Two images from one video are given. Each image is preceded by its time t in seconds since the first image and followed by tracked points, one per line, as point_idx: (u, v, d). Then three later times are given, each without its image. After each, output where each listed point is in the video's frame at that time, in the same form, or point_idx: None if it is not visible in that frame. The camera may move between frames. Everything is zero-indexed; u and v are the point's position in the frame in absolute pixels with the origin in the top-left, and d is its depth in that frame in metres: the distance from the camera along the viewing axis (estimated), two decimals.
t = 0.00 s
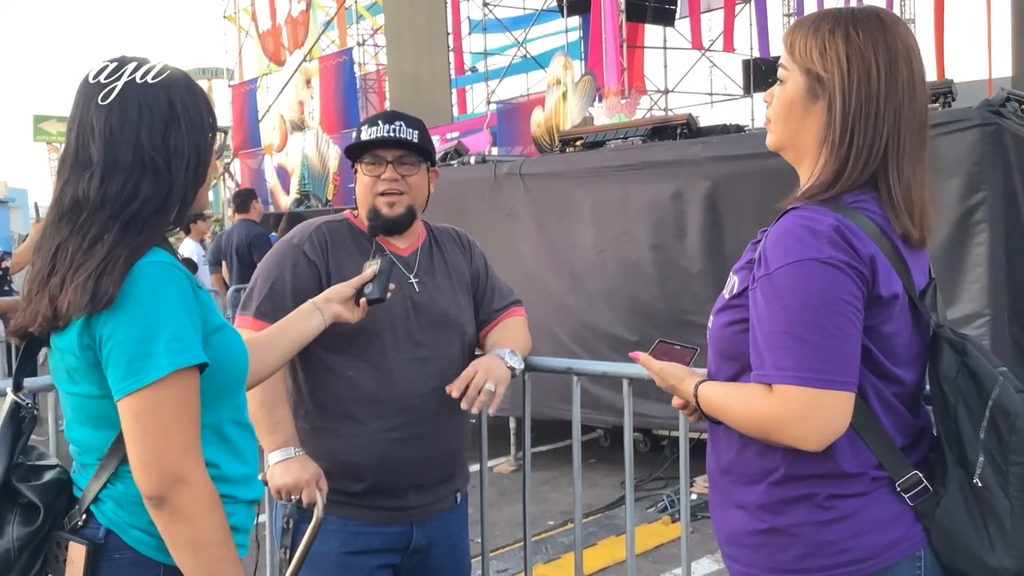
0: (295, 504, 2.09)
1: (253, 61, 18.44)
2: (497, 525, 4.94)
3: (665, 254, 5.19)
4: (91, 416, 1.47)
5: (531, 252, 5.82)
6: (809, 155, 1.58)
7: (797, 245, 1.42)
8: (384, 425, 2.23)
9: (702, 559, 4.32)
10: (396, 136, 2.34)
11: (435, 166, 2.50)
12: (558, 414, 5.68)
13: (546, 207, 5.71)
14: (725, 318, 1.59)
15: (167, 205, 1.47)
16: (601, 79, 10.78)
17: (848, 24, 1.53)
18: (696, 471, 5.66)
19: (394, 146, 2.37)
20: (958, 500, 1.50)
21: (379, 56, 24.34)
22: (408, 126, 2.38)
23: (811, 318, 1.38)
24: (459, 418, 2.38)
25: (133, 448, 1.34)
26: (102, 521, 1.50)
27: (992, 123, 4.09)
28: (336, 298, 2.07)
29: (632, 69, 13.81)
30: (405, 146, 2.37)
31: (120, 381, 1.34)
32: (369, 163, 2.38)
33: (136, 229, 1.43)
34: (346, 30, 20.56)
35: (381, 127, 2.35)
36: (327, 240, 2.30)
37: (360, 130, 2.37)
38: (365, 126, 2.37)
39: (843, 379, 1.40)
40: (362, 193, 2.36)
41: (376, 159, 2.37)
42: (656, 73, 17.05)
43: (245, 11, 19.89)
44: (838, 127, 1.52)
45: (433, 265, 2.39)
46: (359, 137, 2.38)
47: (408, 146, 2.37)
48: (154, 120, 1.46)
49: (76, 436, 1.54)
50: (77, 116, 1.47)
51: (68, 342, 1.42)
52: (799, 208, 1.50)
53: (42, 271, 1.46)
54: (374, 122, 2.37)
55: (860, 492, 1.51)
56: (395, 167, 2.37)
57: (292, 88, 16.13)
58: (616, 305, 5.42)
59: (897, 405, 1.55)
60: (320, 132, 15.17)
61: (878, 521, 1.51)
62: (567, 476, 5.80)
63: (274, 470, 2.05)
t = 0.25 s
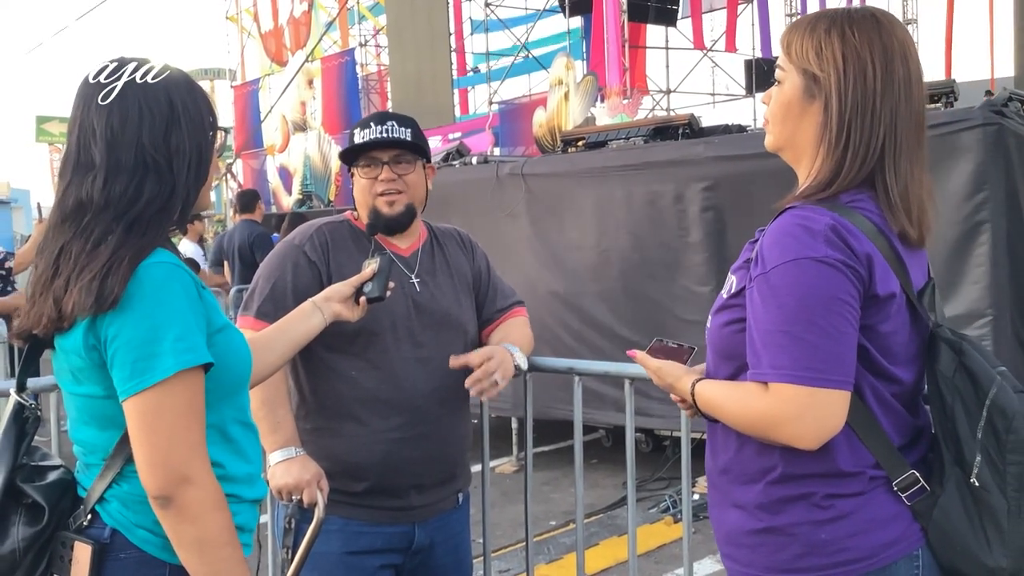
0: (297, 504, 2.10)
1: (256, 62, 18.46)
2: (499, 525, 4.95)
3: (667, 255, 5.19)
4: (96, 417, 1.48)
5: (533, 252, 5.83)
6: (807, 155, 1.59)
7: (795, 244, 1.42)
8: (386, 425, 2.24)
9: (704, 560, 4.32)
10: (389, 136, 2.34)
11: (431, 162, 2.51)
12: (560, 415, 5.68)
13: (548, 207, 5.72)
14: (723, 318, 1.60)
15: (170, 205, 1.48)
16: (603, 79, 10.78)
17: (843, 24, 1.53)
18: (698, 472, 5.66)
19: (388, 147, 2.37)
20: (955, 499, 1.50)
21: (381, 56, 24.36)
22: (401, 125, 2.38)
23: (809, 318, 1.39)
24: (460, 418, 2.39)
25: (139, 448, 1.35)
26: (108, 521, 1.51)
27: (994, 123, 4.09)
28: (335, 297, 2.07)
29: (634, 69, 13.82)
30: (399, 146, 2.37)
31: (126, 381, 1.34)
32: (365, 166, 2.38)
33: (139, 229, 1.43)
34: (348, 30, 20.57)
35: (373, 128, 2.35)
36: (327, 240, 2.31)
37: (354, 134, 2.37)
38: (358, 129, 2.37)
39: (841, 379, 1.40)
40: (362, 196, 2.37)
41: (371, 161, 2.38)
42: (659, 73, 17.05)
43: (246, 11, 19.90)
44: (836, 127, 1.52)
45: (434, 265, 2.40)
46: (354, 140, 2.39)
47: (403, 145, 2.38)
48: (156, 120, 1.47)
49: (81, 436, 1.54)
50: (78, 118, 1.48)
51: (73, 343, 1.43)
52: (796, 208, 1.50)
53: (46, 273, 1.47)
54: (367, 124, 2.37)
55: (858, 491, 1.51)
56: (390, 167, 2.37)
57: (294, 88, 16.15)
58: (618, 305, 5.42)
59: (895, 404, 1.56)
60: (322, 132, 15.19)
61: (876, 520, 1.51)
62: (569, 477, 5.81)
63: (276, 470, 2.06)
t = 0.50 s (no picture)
0: (299, 505, 2.10)
1: (259, 63, 18.48)
2: (502, 526, 4.95)
3: (670, 256, 5.19)
4: (101, 418, 1.48)
5: (535, 253, 5.83)
6: (806, 156, 1.58)
7: (796, 246, 1.42)
8: (388, 426, 2.24)
9: (706, 561, 4.32)
10: (396, 143, 2.34)
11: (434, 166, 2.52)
12: (563, 415, 5.68)
13: (551, 208, 5.72)
14: (725, 320, 1.60)
15: (171, 206, 1.48)
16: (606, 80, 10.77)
17: (840, 24, 1.54)
18: (700, 473, 5.66)
19: (394, 153, 2.37)
20: (957, 499, 1.50)
21: (384, 57, 24.38)
22: (406, 131, 2.38)
23: (811, 320, 1.39)
24: (462, 418, 2.39)
25: (145, 449, 1.35)
26: (116, 521, 1.51)
27: (997, 123, 4.07)
28: (337, 298, 2.08)
29: (637, 70, 13.82)
30: (406, 152, 2.38)
31: (131, 383, 1.35)
32: (371, 171, 2.38)
33: (142, 231, 1.44)
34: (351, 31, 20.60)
35: (379, 134, 2.35)
36: (328, 241, 2.32)
37: (359, 138, 2.36)
38: (363, 133, 2.37)
39: (843, 380, 1.40)
40: (367, 201, 2.37)
41: (378, 166, 2.38)
42: (662, 73, 17.04)
43: (249, 13, 19.93)
44: (834, 128, 1.52)
45: (435, 266, 2.40)
46: (358, 145, 2.38)
47: (410, 151, 2.38)
48: (157, 121, 1.47)
49: (87, 438, 1.54)
50: (79, 120, 1.48)
51: (77, 346, 1.43)
52: (797, 209, 1.50)
53: (50, 275, 1.47)
54: (373, 129, 2.37)
55: (860, 491, 1.51)
56: (397, 173, 2.38)
57: (297, 89, 16.16)
58: (620, 306, 5.42)
59: (897, 406, 1.55)
60: (325, 133, 15.21)
61: (879, 521, 1.51)
62: (572, 478, 5.81)
63: (278, 471, 2.06)
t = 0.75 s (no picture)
0: (300, 507, 2.11)
1: (260, 65, 18.52)
2: (503, 527, 4.96)
3: (671, 257, 5.20)
4: (107, 419, 1.49)
5: (536, 255, 5.84)
6: (805, 159, 1.59)
7: (798, 248, 1.43)
8: (389, 427, 2.25)
9: (708, 562, 4.33)
10: (392, 137, 2.36)
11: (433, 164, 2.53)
12: (564, 417, 5.69)
13: (552, 210, 5.73)
14: (727, 322, 1.60)
15: (176, 207, 1.49)
16: (607, 82, 10.79)
17: (834, 26, 1.55)
18: (702, 474, 5.66)
19: (391, 148, 2.38)
20: (960, 501, 1.51)
21: (385, 59, 24.42)
22: (403, 127, 2.39)
23: (814, 321, 1.40)
24: (463, 420, 2.39)
25: (150, 450, 1.36)
26: (119, 521, 1.52)
27: (998, 124, 4.08)
28: (340, 300, 2.09)
29: (638, 71, 13.84)
30: (403, 147, 2.39)
31: (137, 384, 1.36)
32: (369, 167, 2.39)
33: (148, 232, 1.45)
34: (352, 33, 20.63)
35: (376, 130, 2.37)
36: (328, 243, 2.33)
37: (356, 136, 2.38)
38: (360, 131, 2.39)
39: (847, 382, 1.41)
40: (366, 198, 2.38)
41: (376, 163, 2.39)
42: (663, 75, 17.06)
43: (251, 15, 19.96)
44: (833, 128, 1.53)
45: (435, 267, 2.41)
46: (356, 143, 2.41)
47: (406, 146, 2.39)
48: (161, 123, 1.48)
49: (91, 439, 1.55)
50: (84, 121, 1.49)
51: (84, 347, 1.44)
52: (800, 212, 1.51)
53: (56, 277, 1.48)
54: (370, 126, 2.39)
55: (862, 493, 1.51)
56: (395, 169, 2.39)
57: (298, 91, 16.18)
58: (621, 308, 5.43)
59: (900, 408, 1.56)
60: (326, 135, 15.23)
61: (881, 522, 1.52)
62: (573, 479, 5.81)
63: (279, 473, 2.07)
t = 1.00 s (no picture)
0: (300, 509, 2.12)
1: (261, 68, 18.55)
2: (503, 529, 4.97)
3: (670, 259, 5.22)
4: (110, 421, 1.51)
5: (536, 257, 5.86)
6: (804, 162, 1.61)
7: (796, 250, 1.45)
8: (389, 429, 2.26)
9: (707, 564, 4.34)
10: (400, 141, 2.38)
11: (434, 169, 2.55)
12: (564, 419, 5.70)
13: (552, 212, 5.75)
14: (727, 324, 1.62)
15: (177, 208, 1.51)
16: (607, 84, 10.80)
17: (827, 28, 1.57)
18: (701, 476, 5.67)
19: (398, 151, 2.40)
20: (959, 505, 1.52)
21: (385, 62, 24.44)
22: (409, 131, 2.42)
23: (811, 323, 1.41)
24: (463, 422, 2.41)
25: (153, 452, 1.38)
26: (122, 523, 1.54)
27: (998, 126, 4.10)
28: (341, 303, 2.11)
29: (639, 73, 13.85)
30: (410, 151, 2.41)
31: (139, 386, 1.37)
32: (375, 170, 2.40)
33: (149, 234, 1.46)
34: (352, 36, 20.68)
35: (383, 133, 2.38)
36: (328, 246, 2.34)
37: (363, 138, 2.39)
38: (367, 133, 2.40)
39: (844, 384, 1.42)
40: (372, 200, 2.39)
41: (383, 165, 2.40)
42: (663, 77, 17.08)
43: (251, 17, 19.98)
44: (829, 131, 1.54)
45: (435, 270, 2.43)
46: (362, 146, 2.42)
47: (413, 149, 2.41)
48: (163, 125, 1.50)
49: (94, 441, 1.57)
50: (86, 125, 1.51)
51: (87, 349, 1.46)
52: (800, 214, 1.52)
53: (59, 279, 1.49)
54: (377, 128, 2.40)
55: (860, 494, 1.53)
56: (402, 171, 2.40)
57: (299, 93, 16.19)
58: (621, 310, 5.45)
59: (899, 410, 1.57)
60: (326, 137, 15.25)
61: (878, 524, 1.53)
62: (573, 481, 5.82)
63: (278, 475, 2.09)
